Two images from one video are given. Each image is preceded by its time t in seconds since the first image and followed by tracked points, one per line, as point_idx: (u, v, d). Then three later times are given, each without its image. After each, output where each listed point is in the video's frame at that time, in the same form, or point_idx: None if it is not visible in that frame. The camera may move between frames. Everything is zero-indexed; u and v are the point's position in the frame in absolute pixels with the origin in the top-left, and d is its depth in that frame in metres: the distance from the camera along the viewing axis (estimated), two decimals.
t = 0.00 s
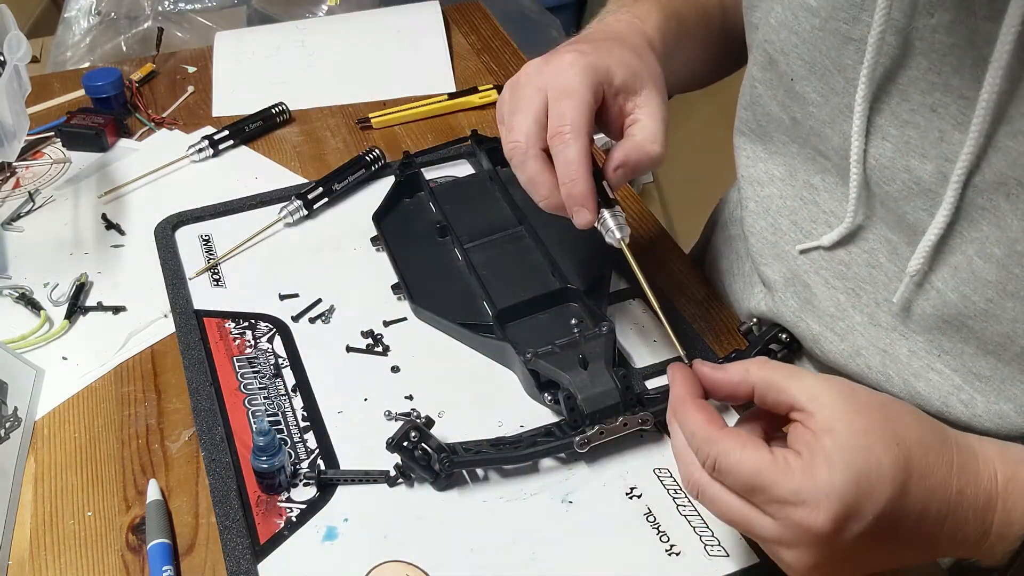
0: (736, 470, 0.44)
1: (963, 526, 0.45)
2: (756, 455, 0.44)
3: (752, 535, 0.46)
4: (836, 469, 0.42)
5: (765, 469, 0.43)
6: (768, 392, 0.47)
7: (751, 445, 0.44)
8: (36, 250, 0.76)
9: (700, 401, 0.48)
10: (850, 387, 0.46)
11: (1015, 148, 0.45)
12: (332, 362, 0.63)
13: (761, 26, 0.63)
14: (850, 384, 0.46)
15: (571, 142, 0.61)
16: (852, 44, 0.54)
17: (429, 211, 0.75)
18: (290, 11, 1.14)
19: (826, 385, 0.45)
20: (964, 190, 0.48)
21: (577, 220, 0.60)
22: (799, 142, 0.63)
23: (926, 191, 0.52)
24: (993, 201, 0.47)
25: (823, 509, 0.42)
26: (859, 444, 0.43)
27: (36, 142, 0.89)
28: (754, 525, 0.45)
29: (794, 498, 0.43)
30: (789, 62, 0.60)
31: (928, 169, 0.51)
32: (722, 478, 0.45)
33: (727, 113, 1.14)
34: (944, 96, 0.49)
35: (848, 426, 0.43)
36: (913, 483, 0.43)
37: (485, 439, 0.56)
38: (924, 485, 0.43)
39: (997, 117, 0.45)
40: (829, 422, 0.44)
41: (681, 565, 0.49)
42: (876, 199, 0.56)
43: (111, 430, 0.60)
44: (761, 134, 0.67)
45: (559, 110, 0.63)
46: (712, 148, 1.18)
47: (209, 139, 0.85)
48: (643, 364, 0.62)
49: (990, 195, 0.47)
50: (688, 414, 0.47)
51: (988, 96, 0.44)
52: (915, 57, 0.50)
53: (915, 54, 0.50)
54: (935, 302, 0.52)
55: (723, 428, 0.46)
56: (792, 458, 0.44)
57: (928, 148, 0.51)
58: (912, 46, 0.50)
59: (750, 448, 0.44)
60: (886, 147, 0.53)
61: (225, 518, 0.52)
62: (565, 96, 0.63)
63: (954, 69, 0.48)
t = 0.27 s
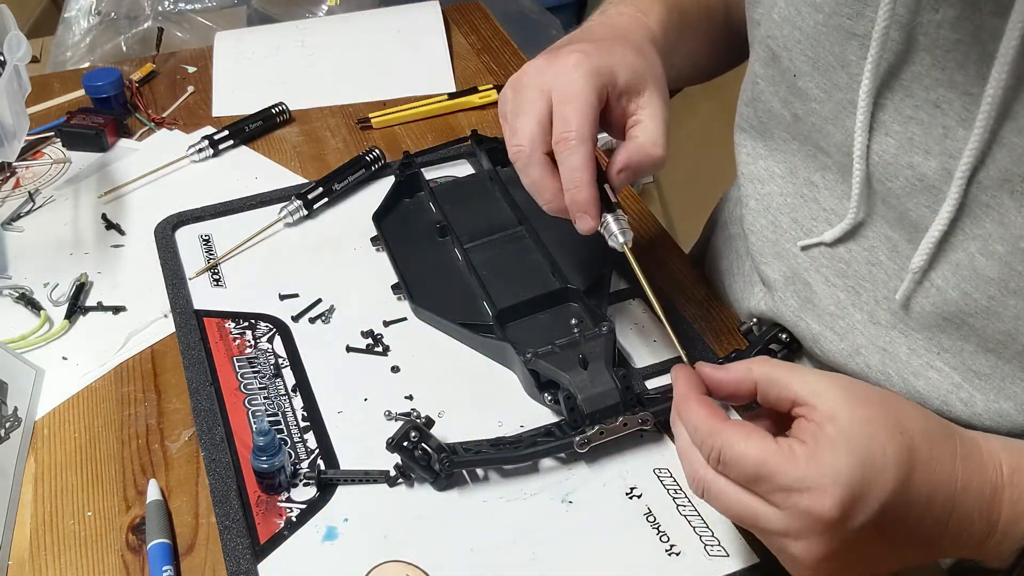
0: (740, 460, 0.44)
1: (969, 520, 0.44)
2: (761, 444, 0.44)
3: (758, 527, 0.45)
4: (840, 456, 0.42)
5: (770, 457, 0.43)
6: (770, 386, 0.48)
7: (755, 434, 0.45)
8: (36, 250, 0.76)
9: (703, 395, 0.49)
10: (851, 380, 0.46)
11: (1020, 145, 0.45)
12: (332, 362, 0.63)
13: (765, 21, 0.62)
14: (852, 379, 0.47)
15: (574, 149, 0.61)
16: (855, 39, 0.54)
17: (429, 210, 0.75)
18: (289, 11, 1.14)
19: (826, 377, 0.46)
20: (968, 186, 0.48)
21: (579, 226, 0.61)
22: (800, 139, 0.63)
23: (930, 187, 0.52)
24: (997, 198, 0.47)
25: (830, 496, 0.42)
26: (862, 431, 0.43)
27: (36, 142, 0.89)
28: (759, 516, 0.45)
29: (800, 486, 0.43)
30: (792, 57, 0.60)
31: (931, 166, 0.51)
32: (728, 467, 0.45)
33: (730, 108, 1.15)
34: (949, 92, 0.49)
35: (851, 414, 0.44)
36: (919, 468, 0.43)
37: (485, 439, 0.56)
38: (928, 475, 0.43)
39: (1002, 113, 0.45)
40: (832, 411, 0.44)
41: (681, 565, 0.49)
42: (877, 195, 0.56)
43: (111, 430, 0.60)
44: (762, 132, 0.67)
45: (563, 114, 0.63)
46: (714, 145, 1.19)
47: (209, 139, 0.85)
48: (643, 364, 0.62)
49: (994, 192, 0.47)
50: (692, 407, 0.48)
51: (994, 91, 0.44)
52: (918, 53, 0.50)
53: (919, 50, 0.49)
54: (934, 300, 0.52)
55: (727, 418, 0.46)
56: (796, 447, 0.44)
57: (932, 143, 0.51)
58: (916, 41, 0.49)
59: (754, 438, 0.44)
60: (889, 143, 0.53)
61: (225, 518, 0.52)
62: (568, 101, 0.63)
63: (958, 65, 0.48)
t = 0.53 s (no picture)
0: (748, 423, 0.45)
1: (983, 493, 0.44)
2: (766, 408, 0.45)
3: (776, 501, 0.44)
4: (845, 410, 0.43)
5: (776, 417, 0.44)
6: (771, 376, 0.49)
7: (760, 404, 0.45)
8: (36, 251, 0.76)
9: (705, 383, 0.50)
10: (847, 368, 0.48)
11: None
12: (333, 362, 0.63)
13: (767, 18, 0.62)
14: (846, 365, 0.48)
15: (592, 137, 0.60)
16: (860, 35, 0.54)
17: (429, 210, 0.75)
18: (290, 11, 1.14)
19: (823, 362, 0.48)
20: (972, 181, 0.48)
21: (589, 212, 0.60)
22: (801, 136, 0.63)
23: (934, 183, 0.51)
24: (1001, 193, 0.47)
25: (842, 443, 0.42)
26: (863, 392, 0.44)
27: (36, 142, 0.89)
28: (776, 487, 0.44)
29: (811, 437, 0.43)
30: (795, 53, 0.60)
31: (936, 162, 0.51)
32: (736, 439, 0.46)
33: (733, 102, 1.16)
34: (954, 87, 0.49)
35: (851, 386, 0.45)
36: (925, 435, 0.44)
37: (485, 439, 0.56)
38: (934, 436, 0.44)
39: (1009, 108, 0.45)
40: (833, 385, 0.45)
41: (681, 565, 0.49)
42: (879, 191, 0.56)
43: (111, 430, 0.60)
44: (765, 128, 0.67)
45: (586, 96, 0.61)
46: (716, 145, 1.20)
47: (209, 139, 0.85)
48: (643, 364, 0.62)
49: (998, 187, 0.47)
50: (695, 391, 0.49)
51: (999, 86, 0.44)
52: (923, 49, 0.49)
53: (924, 45, 0.49)
54: (937, 296, 0.52)
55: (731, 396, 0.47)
56: (802, 410, 0.45)
57: (936, 139, 0.50)
58: (921, 35, 0.49)
59: (759, 404, 0.46)
60: (894, 138, 0.53)
61: (225, 518, 0.52)
62: (594, 84, 0.62)
63: (963, 59, 0.48)
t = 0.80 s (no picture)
0: (755, 442, 0.45)
1: (993, 504, 0.44)
2: (773, 426, 0.45)
3: (786, 518, 0.44)
4: (854, 425, 0.43)
5: (784, 435, 0.44)
6: (777, 389, 0.49)
7: (767, 421, 0.45)
8: (36, 251, 0.76)
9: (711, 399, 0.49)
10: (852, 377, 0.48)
11: None
12: (333, 361, 0.63)
13: (768, 18, 0.62)
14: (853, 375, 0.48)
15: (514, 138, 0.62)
16: (864, 33, 0.54)
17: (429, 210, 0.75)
18: (290, 11, 1.14)
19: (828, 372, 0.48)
20: (975, 181, 0.48)
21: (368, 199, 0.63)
22: (804, 135, 0.63)
23: (936, 182, 0.51)
24: (1004, 193, 0.47)
25: (851, 460, 0.42)
26: (872, 404, 0.44)
27: (36, 142, 0.89)
28: (785, 505, 0.44)
29: (820, 455, 0.43)
30: (799, 52, 0.59)
31: (938, 161, 0.51)
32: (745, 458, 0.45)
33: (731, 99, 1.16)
34: (956, 86, 0.49)
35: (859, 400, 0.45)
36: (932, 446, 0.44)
37: (485, 439, 0.56)
38: (942, 447, 0.44)
39: (1012, 108, 0.45)
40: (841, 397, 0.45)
41: (681, 565, 0.49)
42: (882, 189, 0.56)
43: (111, 429, 0.60)
44: (767, 128, 0.67)
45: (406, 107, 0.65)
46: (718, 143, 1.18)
47: (209, 139, 0.85)
48: (643, 364, 0.62)
49: (1001, 186, 0.47)
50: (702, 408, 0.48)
51: (1002, 86, 0.44)
52: (927, 48, 0.49)
53: (927, 44, 0.49)
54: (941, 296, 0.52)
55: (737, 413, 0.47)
56: (810, 426, 0.45)
57: (939, 139, 0.50)
58: (924, 35, 0.49)
59: (766, 422, 0.45)
60: (895, 138, 0.53)
61: (225, 518, 0.52)
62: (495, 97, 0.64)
63: (966, 59, 0.48)
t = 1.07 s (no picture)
0: (754, 432, 0.45)
1: (989, 497, 0.45)
2: (772, 417, 0.45)
3: (782, 509, 0.44)
4: (852, 417, 0.44)
5: (783, 426, 0.44)
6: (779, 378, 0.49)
7: (766, 412, 0.45)
8: (36, 251, 0.76)
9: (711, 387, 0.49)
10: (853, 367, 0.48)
11: None
12: (333, 362, 0.63)
13: (764, 19, 0.62)
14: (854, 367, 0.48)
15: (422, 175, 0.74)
16: (861, 34, 0.54)
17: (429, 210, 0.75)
18: (290, 11, 1.14)
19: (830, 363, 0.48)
20: (973, 178, 0.48)
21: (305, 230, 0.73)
22: (802, 135, 0.63)
23: (935, 180, 0.51)
24: (1002, 190, 0.47)
25: (849, 452, 0.42)
26: (871, 398, 0.45)
27: (36, 142, 0.89)
28: (781, 496, 0.44)
29: (818, 448, 0.43)
30: (795, 53, 0.59)
31: (937, 159, 0.51)
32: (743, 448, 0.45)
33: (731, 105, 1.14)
34: (954, 85, 0.49)
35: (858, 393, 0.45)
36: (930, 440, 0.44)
37: (485, 439, 0.56)
38: (941, 441, 0.44)
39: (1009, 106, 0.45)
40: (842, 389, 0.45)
41: (681, 565, 0.49)
42: (881, 188, 0.56)
43: (111, 430, 0.60)
44: (764, 128, 0.67)
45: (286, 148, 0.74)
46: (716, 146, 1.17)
47: (209, 139, 0.85)
48: (643, 364, 0.62)
49: (999, 183, 0.47)
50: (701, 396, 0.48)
51: (999, 84, 0.44)
52: (923, 48, 0.49)
53: (923, 44, 0.49)
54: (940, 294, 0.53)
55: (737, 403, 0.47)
56: (808, 417, 0.45)
57: (937, 137, 0.50)
58: (920, 35, 0.49)
59: (765, 413, 0.45)
60: (894, 137, 0.53)
61: (225, 518, 0.52)
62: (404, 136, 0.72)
63: (962, 58, 0.48)
